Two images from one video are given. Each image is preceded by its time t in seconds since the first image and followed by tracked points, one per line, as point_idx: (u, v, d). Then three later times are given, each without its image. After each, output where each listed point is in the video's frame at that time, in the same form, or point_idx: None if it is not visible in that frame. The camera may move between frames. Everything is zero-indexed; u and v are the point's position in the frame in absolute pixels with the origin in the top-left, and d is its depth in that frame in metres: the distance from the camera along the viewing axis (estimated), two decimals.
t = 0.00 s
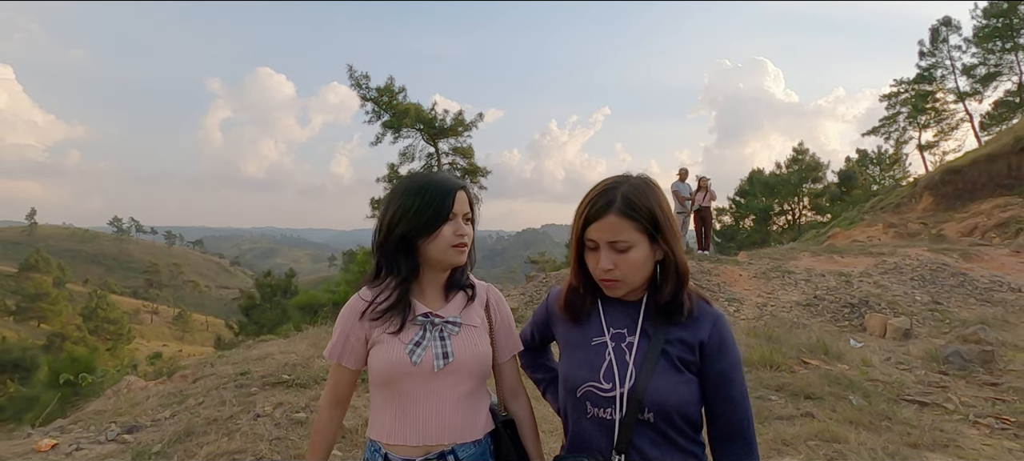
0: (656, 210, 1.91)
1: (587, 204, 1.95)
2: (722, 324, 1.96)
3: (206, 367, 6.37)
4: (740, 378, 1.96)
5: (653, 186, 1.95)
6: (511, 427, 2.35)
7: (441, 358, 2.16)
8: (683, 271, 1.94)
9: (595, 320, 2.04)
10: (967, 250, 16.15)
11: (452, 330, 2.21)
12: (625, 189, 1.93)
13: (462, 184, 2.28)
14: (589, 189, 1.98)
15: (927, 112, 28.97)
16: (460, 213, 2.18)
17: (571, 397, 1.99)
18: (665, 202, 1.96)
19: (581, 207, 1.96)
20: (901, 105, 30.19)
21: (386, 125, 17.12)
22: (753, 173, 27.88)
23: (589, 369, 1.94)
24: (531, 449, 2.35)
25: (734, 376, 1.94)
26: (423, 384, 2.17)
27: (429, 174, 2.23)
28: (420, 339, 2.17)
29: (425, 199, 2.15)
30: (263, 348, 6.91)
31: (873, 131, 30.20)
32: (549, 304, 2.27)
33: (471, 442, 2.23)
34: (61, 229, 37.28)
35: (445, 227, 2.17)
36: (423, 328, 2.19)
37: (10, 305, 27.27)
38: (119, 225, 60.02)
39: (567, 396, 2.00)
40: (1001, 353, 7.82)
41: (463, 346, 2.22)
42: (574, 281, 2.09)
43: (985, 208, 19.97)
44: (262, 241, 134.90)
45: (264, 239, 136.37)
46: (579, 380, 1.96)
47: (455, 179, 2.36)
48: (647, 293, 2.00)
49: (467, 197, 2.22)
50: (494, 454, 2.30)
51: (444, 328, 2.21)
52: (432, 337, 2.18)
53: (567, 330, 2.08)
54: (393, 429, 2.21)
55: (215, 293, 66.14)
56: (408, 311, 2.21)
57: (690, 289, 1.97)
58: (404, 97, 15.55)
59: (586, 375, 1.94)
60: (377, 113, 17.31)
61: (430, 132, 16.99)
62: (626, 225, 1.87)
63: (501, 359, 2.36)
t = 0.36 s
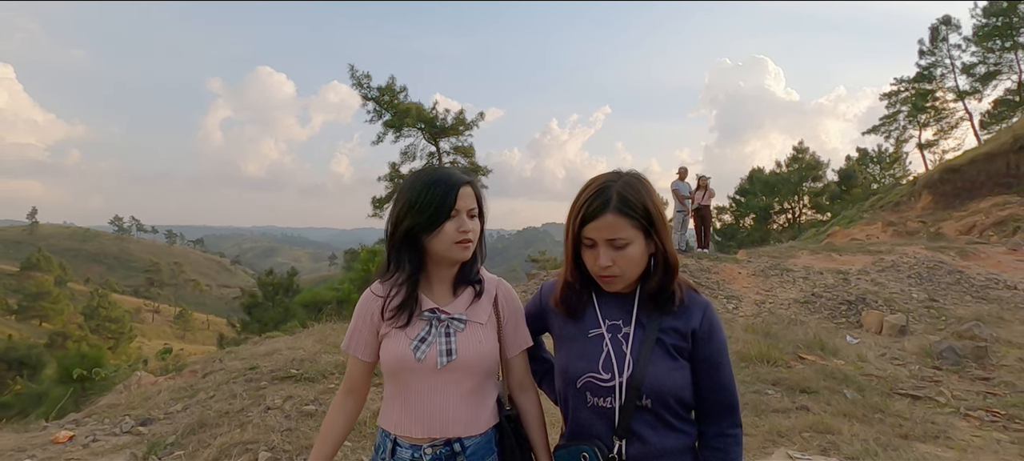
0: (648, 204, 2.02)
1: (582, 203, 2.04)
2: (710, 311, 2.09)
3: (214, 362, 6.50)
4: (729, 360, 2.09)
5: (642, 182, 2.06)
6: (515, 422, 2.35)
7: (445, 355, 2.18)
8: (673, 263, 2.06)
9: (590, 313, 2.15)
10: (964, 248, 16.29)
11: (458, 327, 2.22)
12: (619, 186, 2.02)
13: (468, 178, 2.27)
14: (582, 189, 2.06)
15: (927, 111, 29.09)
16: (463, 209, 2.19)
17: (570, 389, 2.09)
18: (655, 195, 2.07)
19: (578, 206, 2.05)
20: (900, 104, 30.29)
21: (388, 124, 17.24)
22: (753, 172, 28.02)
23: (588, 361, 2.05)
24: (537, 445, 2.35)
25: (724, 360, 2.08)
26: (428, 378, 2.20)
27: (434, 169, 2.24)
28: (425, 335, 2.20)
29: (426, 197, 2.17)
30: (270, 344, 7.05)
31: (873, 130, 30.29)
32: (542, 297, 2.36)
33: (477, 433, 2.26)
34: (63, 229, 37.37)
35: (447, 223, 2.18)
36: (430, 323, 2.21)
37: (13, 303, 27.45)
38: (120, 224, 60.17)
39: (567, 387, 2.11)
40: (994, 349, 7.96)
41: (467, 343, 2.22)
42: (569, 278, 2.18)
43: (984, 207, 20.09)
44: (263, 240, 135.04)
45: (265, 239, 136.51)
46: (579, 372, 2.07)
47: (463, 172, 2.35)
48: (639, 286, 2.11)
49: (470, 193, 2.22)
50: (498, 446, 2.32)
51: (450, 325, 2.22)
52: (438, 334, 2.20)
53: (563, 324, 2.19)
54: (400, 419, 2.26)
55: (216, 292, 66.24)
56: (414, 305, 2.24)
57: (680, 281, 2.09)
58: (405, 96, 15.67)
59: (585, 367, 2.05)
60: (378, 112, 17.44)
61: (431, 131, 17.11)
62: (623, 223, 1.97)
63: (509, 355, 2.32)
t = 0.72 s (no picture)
0: (649, 209, 2.12)
1: (585, 209, 2.13)
2: (708, 312, 2.22)
3: (225, 359, 6.66)
4: (724, 358, 2.22)
5: (643, 187, 2.16)
6: (519, 418, 2.39)
7: (457, 353, 2.27)
8: (673, 264, 2.18)
9: (593, 313, 2.25)
10: (966, 249, 16.37)
11: (470, 326, 2.30)
12: (619, 192, 2.12)
13: (474, 182, 2.30)
14: (585, 195, 2.16)
15: (931, 112, 29.12)
16: (468, 216, 2.24)
17: (573, 387, 2.19)
18: (655, 199, 2.17)
19: (582, 211, 2.14)
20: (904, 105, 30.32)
21: (392, 125, 17.40)
22: (756, 173, 28.10)
23: (591, 362, 2.16)
24: (540, 441, 2.43)
25: (720, 359, 2.21)
26: (440, 375, 2.30)
27: (439, 175, 2.28)
28: (437, 333, 2.29)
29: (431, 205, 2.23)
30: (279, 341, 7.20)
31: (877, 131, 30.32)
32: (543, 297, 2.46)
33: (486, 427, 2.36)
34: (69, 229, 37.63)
35: (452, 229, 2.24)
36: (442, 322, 2.30)
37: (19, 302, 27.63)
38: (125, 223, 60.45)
39: (570, 386, 2.21)
40: (992, 348, 8.08)
41: (478, 341, 2.31)
42: (571, 281, 2.28)
43: (987, 208, 20.14)
44: (266, 240, 135.41)
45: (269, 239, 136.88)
46: (582, 372, 2.17)
47: (470, 173, 2.38)
48: (640, 288, 2.23)
49: (475, 198, 2.26)
50: (504, 441, 2.40)
51: (462, 323, 2.31)
52: (449, 332, 2.29)
53: (565, 325, 2.29)
54: (413, 414, 2.35)
55: (221, 291, 66.45)
56: (425, 306, 2.32)
57: (679, 283, 2.21)
58: (409, 97, 15.83)
59: (587, 367, 2.16)
60: (383, 113, 17.60)
61: (435, 132, 17.27)
62: (625, 229, 2.06)
63: (517, 354, 2.40)
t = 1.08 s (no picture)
0: (655, 215, 2.12)
1: (592, 213, 2.14)
2: (710, 321, 2.23)
3: (234, 358, 6.81)
4: (725, 368, 2.24)
5: (649, 194, 2.17)
6: (521, 421, 2.43)
7: (455, 358, 2.28)
8: (677, 272, 2.19)
9: (595, 318, 2.25)
10: (965, 249, 16.47)
11: (469, 331, 2.31)
12: (626, 198, 2.13)
13: (468, 191, 2.28)
14: (592, 200, 2.17)
15: (933, 112, 29.17)
16: (463, 227, 2.23)
17: (573, 390, 2.19)
18: (660, 206, 2.18)
19: (588, 217, 2.16)
20: (906, 105, 30.37)
21: (395, 127, 17.55)
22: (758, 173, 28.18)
23: (592, 366, 2.15)
24: (540, 446, 2.44)
25: (721, 369, 2.21)
26: (438, 380, 2.31)
27: (433, 184, 2.27)
28: (437, 339, 2.30)
29: (426, 216, 2.22)
30: (287, 341, 7.36)
31: (879, 131, 30.38)
32: (548, 301, 2.47)
33: (486, 433, 2.37)
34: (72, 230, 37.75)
35: (448, 240, 2.24)
36: (441, 328, 2.31)
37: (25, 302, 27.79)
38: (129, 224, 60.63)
39: (570, 389, 2.21)
40: (988, 347, 8.20)
41: (477, 347, 2.31)
42: (576, 285, 2.28)
43: (988, 208, 20.22)
44: (269, 241, 135.67)
45: (271, 239, 137.15)
46: (582, 376, 2.17)
47: (466, 181, 2.36)
48: (643, 294, 2.23)
49: (469, 208, 2.24)
50: (504, 445, 2.42)
51: (461, 329, 2.31)
52: (449, 338, 2.30)
53: (568, 329, 2.29)
54: (411, 417, 2.38)
55: (224, 291, 66.60)
56: (424, 314, 2.33)
57: (684, 293, 2.21)
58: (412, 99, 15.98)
59: (588, 371, 2.16)
60: (385, 115, 17.74)
61: (437, 133, 17.41)
62: (630, 234, 2.07)
63: (516, 358, 2.42)
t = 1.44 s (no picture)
0: (665, 218, 2.10)
1: (604, 215, 2.11)
2: (718, 326, 2.19)
3: (244, 356, 6.97)
4: (732, 372, 2.20)
5: (659, 197, 2.14)
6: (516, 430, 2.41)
7: (453, 365, 2.27)
8: (687, 276, 2.16)
9: (603, 320, 2.19)
10: (967, 249, 16.52)
11: (465, 339, 2.29)
12: (638, 200, 2.10)
13: (453, 201, 2.25)
14: (604, 202, 2.14)
15: (939, 110, 29.15)
16: (449, 236, 2.21)
17: (580, 392, 2.13)
18: (671, 209, 2.15)
19: (600, 219, 2.13)
20: (912, 104, 30.34)
21: (399, 127, 17.71)
22: (762, 172, 28.24)
23: (600, 368, 2.09)
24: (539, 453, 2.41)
25: (727, 373, 2.17)
26: (436, 388, 2.29)
27: (421, 196, 2.25)
28: (433, 347, 2.28)
29: (412, 228, 2.22)
30: (295, 339, 7.51)
31: (884, 130, 30.38)
32: (555, 302, 2.40)
33: (484, 441, 2.36)
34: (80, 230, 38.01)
35: (434, 250, 2.22)
36: (437, 336, 2.29)
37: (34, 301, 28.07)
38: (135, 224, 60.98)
39: (576, 391, 2.15)
40: (986, 346, 8.30)
41: (474, 354, 2.30)
42: (586, 286, 2.22)
43: (991, 207, 20.24)
44: (274, 241, 136.10)
45: (276, 240, 137.63)
46: (590, 377, 2.11)
47: (454, 192, 2.34)
48: (653, 296, 2.18)
49: (454, 218, 2.21)
50: (502, 453, 2.40)
51: (457, 336, 2.30)
52: (445, 346, 2.28)
53: (575, 330, 2.23)
54: (410, 429, 2.34)
55: (230, 291, 66.90)
56: (418, 323, 2.31)
57: (693, 297, 2.17)
58: (417, 100, 16.15)
59: (596, 372, 2.10)
60: (390, 116, 17.91)
61: (442, 134, 17.57)
62: (642, 235, 2.03)
63: (512, 365, 2.40)
